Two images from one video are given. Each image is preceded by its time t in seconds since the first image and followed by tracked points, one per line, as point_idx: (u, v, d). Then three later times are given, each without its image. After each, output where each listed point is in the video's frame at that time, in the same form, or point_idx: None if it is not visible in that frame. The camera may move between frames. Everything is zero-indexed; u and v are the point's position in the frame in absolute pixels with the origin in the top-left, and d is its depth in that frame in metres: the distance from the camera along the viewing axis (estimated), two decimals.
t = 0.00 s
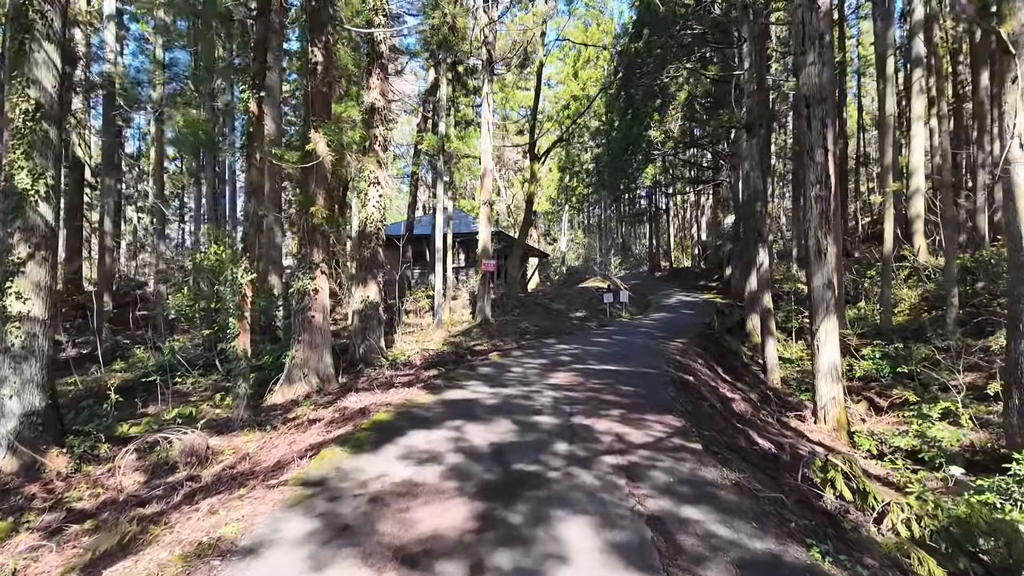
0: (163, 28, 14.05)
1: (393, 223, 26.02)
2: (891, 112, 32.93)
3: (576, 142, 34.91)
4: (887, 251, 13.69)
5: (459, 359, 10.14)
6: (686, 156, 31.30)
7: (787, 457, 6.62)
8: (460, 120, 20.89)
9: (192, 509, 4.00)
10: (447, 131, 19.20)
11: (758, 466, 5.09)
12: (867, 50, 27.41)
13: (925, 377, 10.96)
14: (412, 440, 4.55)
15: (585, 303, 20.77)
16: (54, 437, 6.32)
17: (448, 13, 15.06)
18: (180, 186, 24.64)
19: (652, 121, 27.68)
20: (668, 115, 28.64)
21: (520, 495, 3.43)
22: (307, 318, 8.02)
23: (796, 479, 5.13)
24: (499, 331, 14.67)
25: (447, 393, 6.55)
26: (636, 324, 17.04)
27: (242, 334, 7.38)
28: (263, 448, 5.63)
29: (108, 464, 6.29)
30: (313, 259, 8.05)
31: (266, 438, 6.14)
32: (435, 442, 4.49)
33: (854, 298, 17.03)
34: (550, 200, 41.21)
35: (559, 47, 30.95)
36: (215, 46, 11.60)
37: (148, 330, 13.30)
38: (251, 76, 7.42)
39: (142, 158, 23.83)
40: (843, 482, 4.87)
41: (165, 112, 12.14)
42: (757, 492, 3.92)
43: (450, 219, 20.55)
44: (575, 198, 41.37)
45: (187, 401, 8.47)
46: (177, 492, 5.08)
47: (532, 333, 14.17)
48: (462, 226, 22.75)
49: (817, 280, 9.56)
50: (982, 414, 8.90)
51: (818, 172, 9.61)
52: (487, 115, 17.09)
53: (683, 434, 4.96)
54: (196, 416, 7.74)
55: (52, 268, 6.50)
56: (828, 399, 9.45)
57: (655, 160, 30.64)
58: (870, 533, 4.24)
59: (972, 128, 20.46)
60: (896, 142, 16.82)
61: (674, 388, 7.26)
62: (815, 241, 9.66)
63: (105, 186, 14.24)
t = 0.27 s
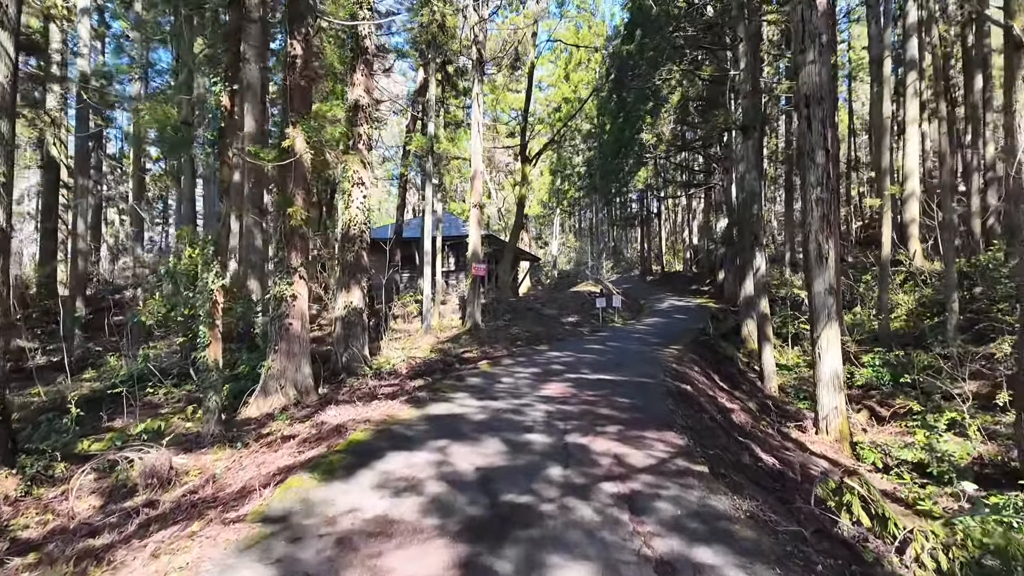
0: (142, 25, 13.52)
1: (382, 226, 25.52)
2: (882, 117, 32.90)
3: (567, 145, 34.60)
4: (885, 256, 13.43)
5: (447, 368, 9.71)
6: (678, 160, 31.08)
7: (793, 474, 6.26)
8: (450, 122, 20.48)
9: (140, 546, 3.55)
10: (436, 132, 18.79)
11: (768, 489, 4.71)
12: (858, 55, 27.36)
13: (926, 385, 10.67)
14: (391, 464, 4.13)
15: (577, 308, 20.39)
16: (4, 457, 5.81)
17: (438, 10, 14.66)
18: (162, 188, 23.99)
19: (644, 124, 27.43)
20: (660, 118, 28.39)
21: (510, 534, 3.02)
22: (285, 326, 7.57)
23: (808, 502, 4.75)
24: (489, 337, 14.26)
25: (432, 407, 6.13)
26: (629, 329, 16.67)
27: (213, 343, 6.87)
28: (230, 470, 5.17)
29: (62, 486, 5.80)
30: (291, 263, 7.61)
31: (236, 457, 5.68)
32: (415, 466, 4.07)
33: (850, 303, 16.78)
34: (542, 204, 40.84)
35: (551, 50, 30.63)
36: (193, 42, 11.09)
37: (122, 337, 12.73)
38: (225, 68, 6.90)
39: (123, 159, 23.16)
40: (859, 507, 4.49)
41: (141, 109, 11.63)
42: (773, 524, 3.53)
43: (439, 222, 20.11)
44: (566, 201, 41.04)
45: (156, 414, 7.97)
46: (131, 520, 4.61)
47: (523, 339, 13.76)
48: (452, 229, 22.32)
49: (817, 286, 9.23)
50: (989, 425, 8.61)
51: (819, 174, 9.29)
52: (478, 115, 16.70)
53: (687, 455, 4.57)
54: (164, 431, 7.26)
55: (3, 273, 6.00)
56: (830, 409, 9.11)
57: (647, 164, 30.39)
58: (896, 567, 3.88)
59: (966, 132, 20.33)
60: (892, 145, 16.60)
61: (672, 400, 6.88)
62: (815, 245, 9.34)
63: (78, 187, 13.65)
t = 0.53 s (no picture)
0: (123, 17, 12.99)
1: (373, 227, 25.02)
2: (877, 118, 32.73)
3: (561, 146, 34.23)
4: (886, 257, 13.14)
5: (436, 372, 9.28)
6: (673, 161, 30.78)
7: (803, 485, 5.88)
8: (442, 120, 20.05)
9: None
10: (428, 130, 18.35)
11: (782, 506, 4.33)
12: (854, 56, 27.18)
13: (933, 389, 10.34)
14: (367, 482, 3.70)
15: (571, 310, 19.98)
16: None
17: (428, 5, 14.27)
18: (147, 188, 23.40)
19: (639, 124, 27.11)
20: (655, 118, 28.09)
21: (500, 570, 2.61)
22: (263, 328, 7.14)
23: (826, 520, 4.39)
24: (481, 340, 13.81)
25: (418, 414, 5.69)
26: (625, 332, 16.27)
27: (184, 346, 6.31)
28: (193, 486, 4.70)
29: (13, 502, 5.32)
30: (268, 261, 7.18)
31: (203, 471, 5.22)
32: (393, 484, 3.65)
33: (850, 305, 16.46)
34: (535, 205, 40.46)
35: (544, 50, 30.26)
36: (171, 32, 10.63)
37: (97, 340, 12.19)
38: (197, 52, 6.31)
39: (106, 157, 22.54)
40: (883, 525, 4.18)
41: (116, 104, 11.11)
42: (797, 551, 3.15)
43: (431, 222, 19.67)
44: (560, 203, 40.67)
45: (125, 422, 7.47)
46: (80, 542, 4.15)
47: (517, 342, 13.34)
48: (444, 230, 21.88)
49: (822, 287, 8.86)
50: (1002, 432, 8.27)
51: (823, 169, 8.92)
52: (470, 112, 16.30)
53: (695, 469, 4.17)
54: (131, 441, 6.79)
55: None
56: (836, 415, 8.73)
57: (641, 164, 30.07)
58: None
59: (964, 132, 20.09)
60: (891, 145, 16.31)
61: (675, 406, 6.48)
62: (819, 243, 8.97)
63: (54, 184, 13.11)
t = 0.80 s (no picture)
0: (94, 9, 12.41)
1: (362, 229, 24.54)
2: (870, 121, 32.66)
3: (554, 147, 33.88)
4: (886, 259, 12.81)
5: (424, 381, 8.84)
6: (667, 163, 30.52)
7: (813, 504, 5.52)
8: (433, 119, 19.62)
9: None
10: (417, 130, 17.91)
11: (798, 533, 3.96)
12: (849, 57, 26.99)
13: (937, 397, 10.03)
14: (336, 514, 3.28)
15: (565, 313, 19.59)
16: None
17: None
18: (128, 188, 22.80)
19: (632, 125, 26.84)
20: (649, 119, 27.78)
21: None
22: (237, 334, 6.70)
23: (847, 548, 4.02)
24: (472, 344, 13.38)
25: (400, 429, 5.26)
26: (620, 336, 15.90)
27: (149, 357, 5.77)
28: (150, 513, 4.27)
29: None
30: (242, 263, 6.74)
31: (163, 493, 4.78)
32: (366, 518, 3.24)
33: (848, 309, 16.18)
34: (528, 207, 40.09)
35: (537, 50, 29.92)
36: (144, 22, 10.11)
37: (69, 346, 11.66)
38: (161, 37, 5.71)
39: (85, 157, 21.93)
40: (912, 556, 3.79)
41: (87, 99, 10.59)
42: None
43: (420, 224, 19.22)
44: (553, 205, 40.33)
45: (88, 435, 6.99)
46: None
47: (508, 347, 12.91)
48: (434, 232, 21.44)
49: (825, 291, 8.50)
50: (1013, 442, 7.96)
51: (827, 169, 8.57)
52: (461, 111, 15.92)
53: (704, 494, 3.78)
54: (93, 457, 6.31)
55: None
56: (841, 425, 8.37)
57: (635, 166, 29.76)
58: None
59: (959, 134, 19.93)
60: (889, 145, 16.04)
61: (676, 418, 6.10)
62: (821, 245, 8.62)
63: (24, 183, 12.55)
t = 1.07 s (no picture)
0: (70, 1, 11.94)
1: (354, 231, 24.09)
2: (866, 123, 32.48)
3: (549, 149, 33.53)
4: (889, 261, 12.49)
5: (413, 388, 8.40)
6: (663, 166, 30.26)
7: (828, 524, 5.15)
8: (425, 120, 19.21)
9: None
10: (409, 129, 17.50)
11: (823, 562, 3.57)
12: (846, 60, 26.80)
13: (946, 404, 9.69)
14: (302, 548, 2.86)
15: (560, 317, 19.19)
16: None
17: None
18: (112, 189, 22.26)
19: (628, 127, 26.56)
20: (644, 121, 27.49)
21: None
22: (212, 339, 6.28)
23: None
24: (465, 349, 12.96)
25: (384, 443, 4.84)
26: (616, 340, 15.51)
27: (113, 363, 5.36)
28: (101, 539, 3.83)
29: None
30: (216, 262, 6.31)
31: (121, 515, 4.34)
32: (337, 553, 2.82)
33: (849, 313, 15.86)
34: (523, 210, 39.73)
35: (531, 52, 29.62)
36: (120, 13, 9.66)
37: (42, 351, 11.17)
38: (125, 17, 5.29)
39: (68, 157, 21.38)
40: None
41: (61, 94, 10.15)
42: None
43: (413, 226, 18.80)
44: (547, 208, 39.98)
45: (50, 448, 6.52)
46: None
47: (502, 352, 12.50)
48: (427, 234, 21.02)
49: (833, 294, 8.13)
50: None
51: (834, 167, 8.21)
52: (453, 110, 15.53)
53: (720, 520, 3.38)
54: (52, 472, 5.84)
55: None
56: (850, 434, 7.99)
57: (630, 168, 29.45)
58: None
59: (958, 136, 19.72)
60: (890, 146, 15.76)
61: (681, 430, 5.70)
62: (828, 246, 8.25)
63: None
